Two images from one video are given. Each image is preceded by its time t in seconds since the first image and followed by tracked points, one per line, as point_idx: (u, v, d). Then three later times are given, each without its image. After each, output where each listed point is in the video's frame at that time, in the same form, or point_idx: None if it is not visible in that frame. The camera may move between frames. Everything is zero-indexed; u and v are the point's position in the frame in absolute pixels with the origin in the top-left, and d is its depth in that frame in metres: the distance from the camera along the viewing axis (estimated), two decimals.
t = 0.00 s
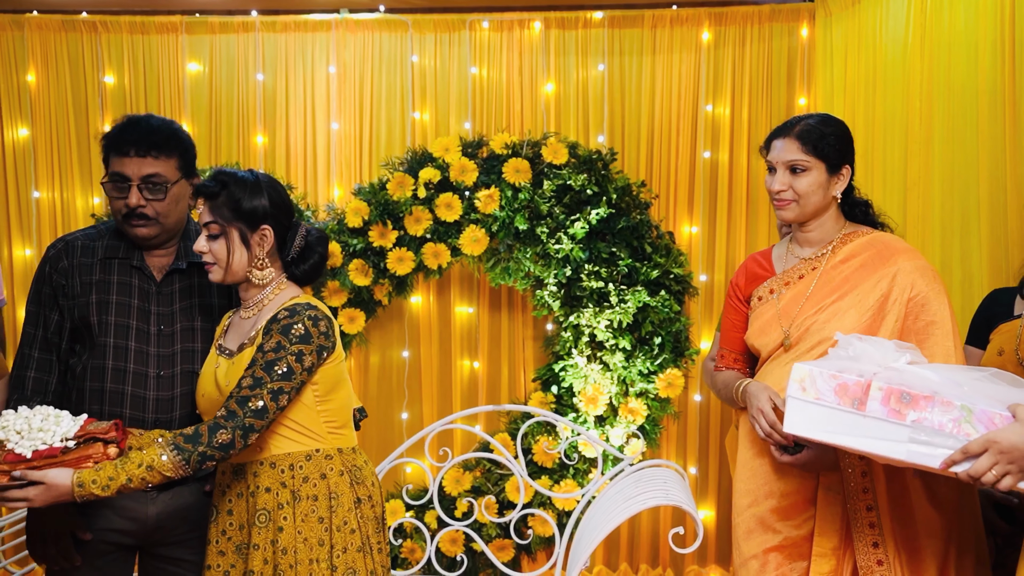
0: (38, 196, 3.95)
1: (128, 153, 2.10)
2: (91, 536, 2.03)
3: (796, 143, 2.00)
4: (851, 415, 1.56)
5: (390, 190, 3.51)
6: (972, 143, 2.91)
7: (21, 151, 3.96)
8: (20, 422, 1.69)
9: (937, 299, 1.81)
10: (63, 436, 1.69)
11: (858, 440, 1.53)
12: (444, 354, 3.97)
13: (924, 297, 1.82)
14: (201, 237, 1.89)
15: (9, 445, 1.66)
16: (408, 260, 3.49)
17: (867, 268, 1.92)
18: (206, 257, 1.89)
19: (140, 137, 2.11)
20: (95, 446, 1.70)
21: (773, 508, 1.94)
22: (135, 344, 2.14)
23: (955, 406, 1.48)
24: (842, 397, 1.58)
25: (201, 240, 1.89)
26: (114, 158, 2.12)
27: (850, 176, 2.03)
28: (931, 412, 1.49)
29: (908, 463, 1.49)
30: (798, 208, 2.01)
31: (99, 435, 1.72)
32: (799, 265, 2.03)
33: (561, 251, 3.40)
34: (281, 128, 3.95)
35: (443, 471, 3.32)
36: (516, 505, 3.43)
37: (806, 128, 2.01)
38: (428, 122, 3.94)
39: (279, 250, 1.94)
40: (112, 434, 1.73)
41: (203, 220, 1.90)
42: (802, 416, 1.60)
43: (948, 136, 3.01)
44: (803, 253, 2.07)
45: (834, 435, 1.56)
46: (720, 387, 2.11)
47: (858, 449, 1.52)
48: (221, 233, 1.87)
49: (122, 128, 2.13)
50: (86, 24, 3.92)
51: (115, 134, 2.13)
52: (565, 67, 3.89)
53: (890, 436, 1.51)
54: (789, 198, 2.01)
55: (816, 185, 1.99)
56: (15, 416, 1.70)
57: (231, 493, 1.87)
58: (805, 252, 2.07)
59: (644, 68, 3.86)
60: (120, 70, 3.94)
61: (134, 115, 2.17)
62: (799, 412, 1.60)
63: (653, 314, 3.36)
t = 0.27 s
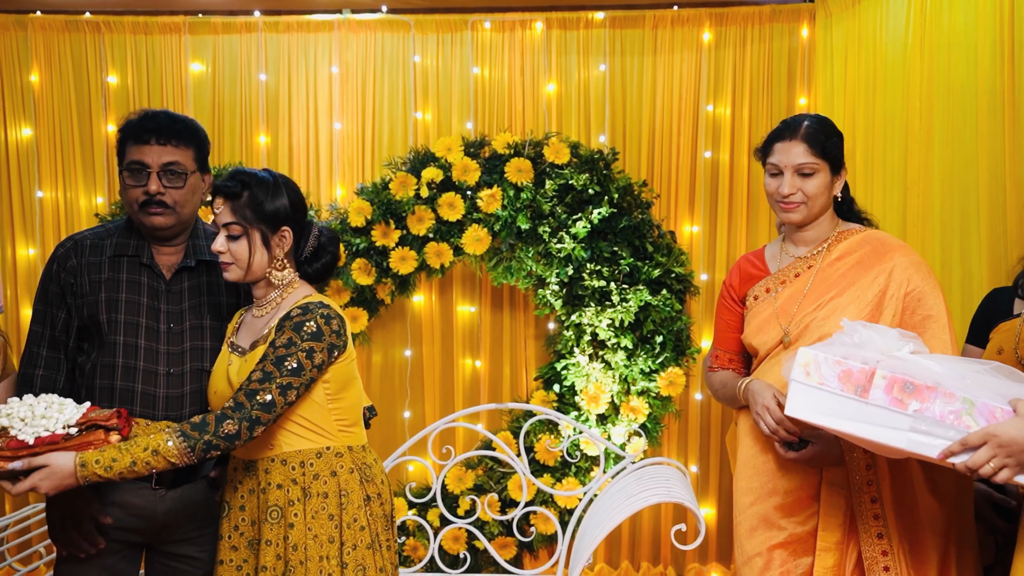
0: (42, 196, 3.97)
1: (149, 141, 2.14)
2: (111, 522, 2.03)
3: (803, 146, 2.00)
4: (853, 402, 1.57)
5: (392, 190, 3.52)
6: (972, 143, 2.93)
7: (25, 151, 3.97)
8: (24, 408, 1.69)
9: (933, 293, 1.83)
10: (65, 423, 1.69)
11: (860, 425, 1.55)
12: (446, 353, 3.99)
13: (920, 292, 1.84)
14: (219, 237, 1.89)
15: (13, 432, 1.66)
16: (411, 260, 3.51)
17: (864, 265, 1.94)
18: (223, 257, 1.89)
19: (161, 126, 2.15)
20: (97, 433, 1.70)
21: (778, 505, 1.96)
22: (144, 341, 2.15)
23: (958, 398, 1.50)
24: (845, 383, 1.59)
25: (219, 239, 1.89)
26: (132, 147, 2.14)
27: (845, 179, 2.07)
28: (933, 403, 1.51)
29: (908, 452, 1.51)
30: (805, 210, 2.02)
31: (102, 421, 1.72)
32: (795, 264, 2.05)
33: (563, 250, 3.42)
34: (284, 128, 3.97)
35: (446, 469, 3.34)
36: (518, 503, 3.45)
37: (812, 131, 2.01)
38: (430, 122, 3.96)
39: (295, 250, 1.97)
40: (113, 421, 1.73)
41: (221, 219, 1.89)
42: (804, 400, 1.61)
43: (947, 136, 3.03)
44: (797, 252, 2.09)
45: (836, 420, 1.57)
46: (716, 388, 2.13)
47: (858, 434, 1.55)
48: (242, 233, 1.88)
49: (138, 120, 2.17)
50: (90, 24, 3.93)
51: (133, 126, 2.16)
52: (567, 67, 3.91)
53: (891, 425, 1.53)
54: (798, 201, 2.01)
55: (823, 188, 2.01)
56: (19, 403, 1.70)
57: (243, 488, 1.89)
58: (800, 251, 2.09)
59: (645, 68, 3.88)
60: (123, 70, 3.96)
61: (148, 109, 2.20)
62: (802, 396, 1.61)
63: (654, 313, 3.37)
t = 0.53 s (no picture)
0: (46, 195, 3.98)
1: (161, 139, 2.16)
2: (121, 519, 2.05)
3: (820, 147, 1.99)
4: (854, 404, 1.59)
5: (395, 189, 3.55)
6: (971, 144, 2.95)
7: (28, 151, 3.99)
8: (17, 385, 1.75)
9: (933, 289, 1.88)
10: (57, 399, 1.74)
11: (860, 427, 1.57)
12: (448, 351, 4.01)
13: (921, 287, 1.89)
14: (251, 237, 1.89)
15: (5, 407, 1.72)
16: (413, 259, 3.53)
17: (864, 263, 1.97)
18: (252, 257, 1.89)
19: (173, 124, 2.18)
20: (86, 410, 1.75)
21: (785, 504, 1.97)
22: (152, 339, 2.17)
23: (957, 398, 1.52)
24: (846, 386, 1.61)
25: (251, 240, 1.89)
26: (143, 145, 2.16)
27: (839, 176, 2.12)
28: (932, 404, 1.53)
29: (908, 452, 1.53)
30: (819, 211, 2.02)
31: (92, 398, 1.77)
32: (793, 263, 2.06)
33: (564, 250, 3.44)
34: (286, 128, 3.99)
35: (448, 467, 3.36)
36: (520, 500, 3.47)
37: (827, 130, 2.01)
38: (432, 122, 3.97)
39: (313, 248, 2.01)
40: (104, 398, 1.78)
41: (252, 219, 1.89)
42: (805, 403, 1.63)
43: (946, 137, 3.06)
44: (795, 250, 2.09)
45: (837, 423, 1.59)
46: (715, 390, 2.13)
47: (859, 436, 1.57)
48: (275, 235, 1.90)
49: (148, 119, 2.19)
50: (93, 24, 3.95)
51: (143, 124, 2.18)
52: (568, 67, 3.93)
53: (891, 426, 1.55)
54: (817, 202, 2.01)
55: (834, 188, 2.03)
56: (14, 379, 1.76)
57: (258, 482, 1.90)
58: (798, 250, 2.09)
59: (646, 68, 3.90)
60: (126, 70, 3.97)
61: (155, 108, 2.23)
62: (803, 399, 1.63)
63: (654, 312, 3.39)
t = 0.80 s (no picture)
0: (49, 195, 4.00)
1: (166, 140, 2.19)
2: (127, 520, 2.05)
3: (824, 146, 2.01)
4: (851, 413, 1.61)
5: (397, 189, 3.57)
6: (970, 145, 2.97)
7: (31, 151, 4.01)
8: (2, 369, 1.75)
9: (936, 289, 1.95)
10: (37, 381, 1.74)
11: (859, 437, 1.59)
12: (450, 350, 4.03)
13: (925, 287, 1.95)
14: (302, 237, 1.88)
15: None
16: (415, 258, 3.56)
17: (872, 261, 2.00)
18: (302, 256, 1.88)
19: (177, 125, 2.22)
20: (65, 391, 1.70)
21: (798, 502, 1.95)
22: (160, 335, 2.18)
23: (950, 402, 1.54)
24: (841, 396, 1.62)
25: (302, 239, 1.88)
26: (148, 146, 2.19)
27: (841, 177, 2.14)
28: (927, 409, 1.55)
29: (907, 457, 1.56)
30: (822, 209, 2.05)
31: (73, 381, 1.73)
32: (798, 260, 2.07)
33: (565, 249, 3.47)
34: (288, 128, 4.01)
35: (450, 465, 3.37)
36: (521, 498, 3.49)
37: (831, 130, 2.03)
38: (433, 122, 4.00)
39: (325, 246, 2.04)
40: (83, 380, 1.73)
41: (306, 220, 1.88)
42: (803, 415, 1.64)
43: (944, 138, 3.09)
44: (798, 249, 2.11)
45: (836, 433, 1.61)
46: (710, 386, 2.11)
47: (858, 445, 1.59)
48: (324, 236, 1.91)
49: (149, 119, 2.21)
50: (96, 25, 3.97)
51: (144, 125, 2.20)
52: (569, 67, 3.96)
53: (889, 433, 1.57)
54: (820, 200, 2.03)
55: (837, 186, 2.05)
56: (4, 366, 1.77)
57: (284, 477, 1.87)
58: (801, 248, 2.11)
59: (646, 69, 3.93)
60: (129, 70, 3.99)
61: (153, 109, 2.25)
62: (800, 412, 1.64)
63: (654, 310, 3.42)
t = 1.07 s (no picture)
0: (52, 195, 4.02)
1: (171, 139, 2.22)
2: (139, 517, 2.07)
3: (826, 145, 2.02)
4: (847, 419, 1.59)
5: (399, 189, 3.59)
6: (969, 145, 2.99)
7: (35, 150, 4.03)
8: None
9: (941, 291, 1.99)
10: (12, 367, 1.74)
11: (855, 442, 1.59)
12: (452, 348, 4.06)
13: (930, 289, 1.99)
14: (350, 233, 1.92)
15: None
16: (417, 257, 3.57)
17: (879, 261, 2.03)
18: (349, 252, 1.92)
19: (179, 124, 2.24)
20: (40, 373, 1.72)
21: (802, 497, 1.96)
22: (168, 332, 2.20)
23: (943, 406, 1.56)
24: (836, 401, 1.60)
25: (350, 235, 1.92)
26: (153, 144, 2.20)
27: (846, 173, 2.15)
28: (921, 413, 1.56)
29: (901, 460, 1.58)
30: (824, 208, 2.06)
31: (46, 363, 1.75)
32: (805, 258, 2.09)
33: (566, 248, 3.49)
34: (290, 128, 4.03)
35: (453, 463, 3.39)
36: (523, 495, 3.52)
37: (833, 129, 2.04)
38: (435, 123, 4.02)
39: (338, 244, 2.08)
40: (54, 360, 1.75)
41: (352, 216, 1.93)
42: (799, 422, 1.61)
43: (943, 138, 3.11)
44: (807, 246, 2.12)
45: (832, 439, 1.60)
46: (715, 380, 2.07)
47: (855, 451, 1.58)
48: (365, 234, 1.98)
49: (152, 118, 2.23)
50: (99, 25, 3.99)
51: (147, 123, 2.22)
52: (570, 67, 3.98)
53: (884, 438, 1.57)
54: (822, 199, 2.05)
55: (840, 184, 2.06)
56: None
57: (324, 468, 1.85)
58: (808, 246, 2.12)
59: (647, 70, 3.95)
60: (132, 70, 4.01)
61: (152, 108, 2.26)
62: (797, 418, 1.61)
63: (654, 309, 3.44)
